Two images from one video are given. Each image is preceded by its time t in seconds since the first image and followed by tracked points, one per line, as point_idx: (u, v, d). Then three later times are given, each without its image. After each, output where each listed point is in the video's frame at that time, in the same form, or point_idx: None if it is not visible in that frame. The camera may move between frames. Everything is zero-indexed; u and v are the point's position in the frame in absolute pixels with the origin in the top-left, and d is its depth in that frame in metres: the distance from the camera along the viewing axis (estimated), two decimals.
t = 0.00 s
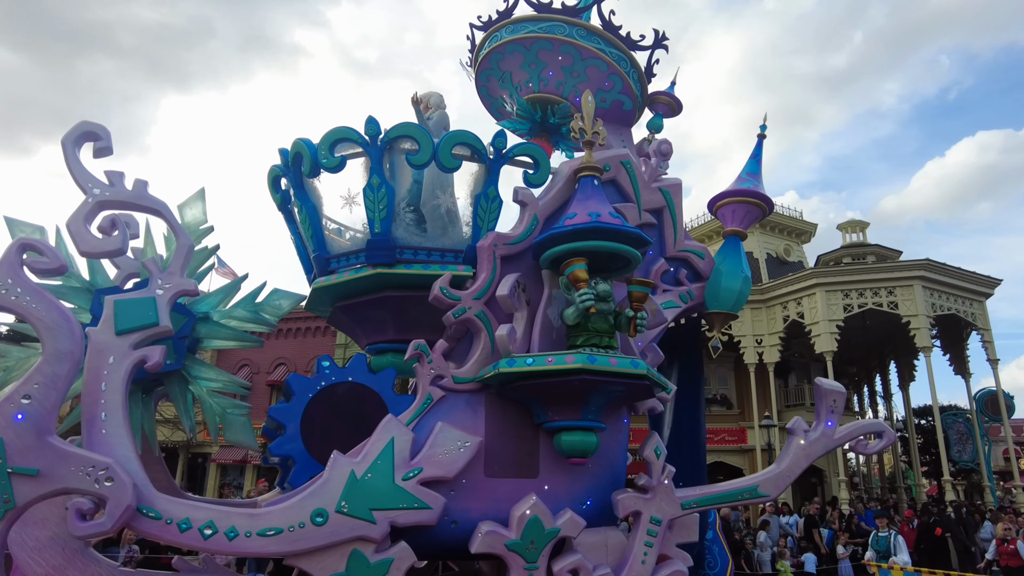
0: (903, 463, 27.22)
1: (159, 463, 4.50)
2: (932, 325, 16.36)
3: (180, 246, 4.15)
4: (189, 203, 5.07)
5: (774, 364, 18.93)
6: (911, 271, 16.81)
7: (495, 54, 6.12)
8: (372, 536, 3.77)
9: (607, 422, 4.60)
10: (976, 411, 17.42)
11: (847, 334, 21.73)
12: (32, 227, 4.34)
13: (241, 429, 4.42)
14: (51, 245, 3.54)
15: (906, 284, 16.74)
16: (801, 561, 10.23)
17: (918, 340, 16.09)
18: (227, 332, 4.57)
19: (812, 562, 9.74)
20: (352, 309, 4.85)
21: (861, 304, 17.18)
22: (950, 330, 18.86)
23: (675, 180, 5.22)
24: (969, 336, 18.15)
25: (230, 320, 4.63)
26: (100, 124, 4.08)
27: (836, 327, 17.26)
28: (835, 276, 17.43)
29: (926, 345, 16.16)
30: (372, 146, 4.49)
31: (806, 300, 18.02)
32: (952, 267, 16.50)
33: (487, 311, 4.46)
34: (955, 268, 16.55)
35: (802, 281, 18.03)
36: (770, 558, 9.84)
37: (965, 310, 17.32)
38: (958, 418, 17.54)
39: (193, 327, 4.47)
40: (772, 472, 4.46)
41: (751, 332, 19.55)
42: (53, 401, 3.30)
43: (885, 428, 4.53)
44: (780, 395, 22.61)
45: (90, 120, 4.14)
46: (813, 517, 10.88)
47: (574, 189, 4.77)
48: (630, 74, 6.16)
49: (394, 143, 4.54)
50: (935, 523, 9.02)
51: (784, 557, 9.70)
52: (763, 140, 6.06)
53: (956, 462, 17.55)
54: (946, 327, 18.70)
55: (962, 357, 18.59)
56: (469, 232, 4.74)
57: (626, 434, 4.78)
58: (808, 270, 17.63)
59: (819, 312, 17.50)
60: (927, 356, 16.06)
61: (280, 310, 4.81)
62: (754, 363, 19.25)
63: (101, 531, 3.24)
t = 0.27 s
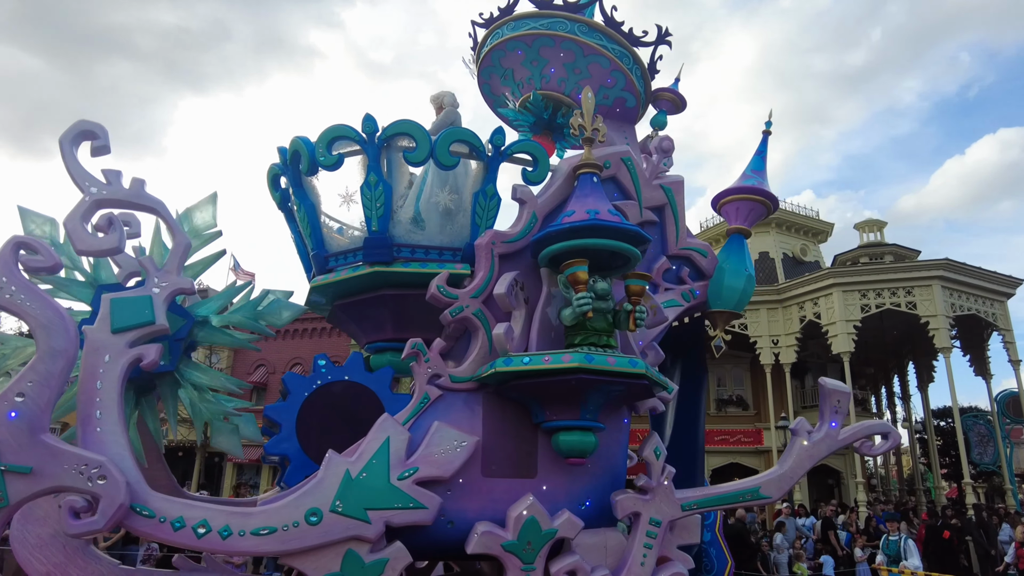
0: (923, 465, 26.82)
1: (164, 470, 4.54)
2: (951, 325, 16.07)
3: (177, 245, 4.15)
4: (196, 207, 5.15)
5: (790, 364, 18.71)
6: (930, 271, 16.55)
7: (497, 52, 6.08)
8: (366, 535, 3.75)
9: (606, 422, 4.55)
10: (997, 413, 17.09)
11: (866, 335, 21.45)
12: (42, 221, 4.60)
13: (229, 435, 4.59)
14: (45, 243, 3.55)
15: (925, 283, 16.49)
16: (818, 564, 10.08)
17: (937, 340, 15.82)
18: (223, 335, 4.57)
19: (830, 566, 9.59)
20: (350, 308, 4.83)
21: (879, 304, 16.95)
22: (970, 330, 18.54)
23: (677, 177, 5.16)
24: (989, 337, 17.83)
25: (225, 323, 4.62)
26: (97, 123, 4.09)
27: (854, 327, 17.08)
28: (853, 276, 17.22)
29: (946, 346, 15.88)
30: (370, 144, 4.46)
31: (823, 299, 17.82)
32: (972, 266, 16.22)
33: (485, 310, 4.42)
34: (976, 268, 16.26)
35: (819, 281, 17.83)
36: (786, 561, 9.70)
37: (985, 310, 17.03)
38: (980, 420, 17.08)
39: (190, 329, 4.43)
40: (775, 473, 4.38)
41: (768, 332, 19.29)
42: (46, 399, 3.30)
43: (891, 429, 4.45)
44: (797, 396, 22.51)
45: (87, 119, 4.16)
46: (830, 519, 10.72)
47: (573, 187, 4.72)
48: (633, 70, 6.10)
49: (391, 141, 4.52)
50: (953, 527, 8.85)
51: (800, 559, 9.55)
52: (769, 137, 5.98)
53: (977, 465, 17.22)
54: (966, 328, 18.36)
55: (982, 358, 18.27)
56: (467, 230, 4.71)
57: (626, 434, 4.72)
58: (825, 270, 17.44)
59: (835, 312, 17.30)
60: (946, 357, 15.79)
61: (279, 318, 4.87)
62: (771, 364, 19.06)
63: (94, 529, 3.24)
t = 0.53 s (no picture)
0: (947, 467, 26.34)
1: (168, 475, 4.56)
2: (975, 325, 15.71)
3: (176, 244, 4.17)
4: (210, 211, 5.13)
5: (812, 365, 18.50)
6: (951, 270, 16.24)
7: (500, 50, 6.06)
8: (363, 535, 3.73)
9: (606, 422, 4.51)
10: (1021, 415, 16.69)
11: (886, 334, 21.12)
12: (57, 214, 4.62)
13: (217, 441, 4.40)
14: (44, 242, 3.57)
15: (947, 283, 16.14)
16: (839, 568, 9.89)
17: (960, 341, 15.49)
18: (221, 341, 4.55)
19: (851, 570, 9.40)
20: (351, 307, 4.82)
21: (899, 304, 16.71)
22: (994, 331, 18.14)
23: (680, 174, 5.09)
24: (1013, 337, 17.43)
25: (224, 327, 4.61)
26: (97, 122, 4.12)
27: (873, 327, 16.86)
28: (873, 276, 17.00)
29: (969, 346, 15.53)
30: (369, 142, 4.45)
31: (844, 300, 17.63)
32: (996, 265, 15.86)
33: (484, 309, 4.39)
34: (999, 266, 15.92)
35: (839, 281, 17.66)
36: (806, 565, 9.52)
37: (1009, 310, 16.66)
38: (1004, 422, 16.51)
39: (190, 332, 4.44)
40: (778, 475, 4.31)
41: (785, 332, 19.12)
42: (43, 397, 3.33)
43: (899, 430, 4.37)
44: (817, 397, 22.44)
45: (88, 119, 4.19)
46: (851, 522, 10.54)
47: (574, 185, 4.68)
48: (637, 67, 6.05)
49: (390, 139, 4.51)
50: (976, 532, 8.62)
51: (820, 562, 9.42)
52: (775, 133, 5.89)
53: (1001, 468, 16.82)
54: (990, 328, 17.97)
55: (1006, 359, 17.88)
56: (468, 229, 4.68)
57: (628, 434, 4.67)
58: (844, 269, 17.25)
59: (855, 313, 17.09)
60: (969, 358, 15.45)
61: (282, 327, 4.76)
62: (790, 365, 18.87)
63: (90, 526, 3.25)
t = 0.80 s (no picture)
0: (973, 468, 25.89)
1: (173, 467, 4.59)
2: (1003, 325, 15.33)
3: (177, 243, 4.19)
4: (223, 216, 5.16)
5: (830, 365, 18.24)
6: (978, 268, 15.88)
7: (505, 47, 6.03)
8: (361, 533, 3.71)
9: (609, 421, 4.46)
10: None
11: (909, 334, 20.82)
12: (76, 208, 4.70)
13: (206, 444, 4.37)
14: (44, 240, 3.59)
15: (973, 283, 15.79)
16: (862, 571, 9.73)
17: (987, 341, 15.12)
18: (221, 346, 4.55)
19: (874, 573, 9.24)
20: (353, 305, 4.81)
21: (923, 304, 16.49)
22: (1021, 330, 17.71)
23: (685, 170, 5.02)
24: None
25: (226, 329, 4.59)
26: (99, 122, 4.16)
27: (897, 327, 16.58)
28: (897, 275, 16.75)
29: (996, 347, 15.16)
30: (369, 140, 4.45)
31: (866, 300, 17.40)
32: None
33: (485, 307, 4.36)
34: None
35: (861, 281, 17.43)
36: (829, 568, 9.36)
37: None
38: None
39: (192, 335, 4.46)
40: (784, 475, 4.23)
41: (808, 333, 18.84)
42: (43, 394, 3.36)
43: (908, 431, 4.28)
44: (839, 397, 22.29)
45: (90, 119, 4.23)
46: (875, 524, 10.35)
47: (576, 181, 4.64)
48: (643, 63, 5.99)
49: (391, 137, 4.50)
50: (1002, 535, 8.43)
51: (843, 564, 9.28)
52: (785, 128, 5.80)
53: None
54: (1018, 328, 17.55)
55: None
56: (469, 227, 4.65)
57: (631, 434, 4.62)
58: (866, 268, 17.02)
59: (878, 313, 16.84)
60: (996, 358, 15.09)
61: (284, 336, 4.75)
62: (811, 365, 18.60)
63: (88, 523, 3.27)
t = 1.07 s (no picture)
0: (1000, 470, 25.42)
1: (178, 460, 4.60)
2: None
3: (180, 240, 4.21)
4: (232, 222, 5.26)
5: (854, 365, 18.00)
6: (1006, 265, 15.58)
7: (510, 43, 5.99)
8: (360, 530, 3.69)
9: (611, 419, 4.41)
10: None
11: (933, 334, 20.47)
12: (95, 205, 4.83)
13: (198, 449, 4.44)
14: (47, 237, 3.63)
15: (1001, 280, 15.52)
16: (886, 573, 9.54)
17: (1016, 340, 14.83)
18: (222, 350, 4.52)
19: None
20: (356, 302, 4.80)
21: (949, 303, 16.13)
22: None
23: (690, 165, 4.95)
24: None
25: (227, 334, 4.57)
26: (103, 121, 4.19)
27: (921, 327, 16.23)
28: (921, 273, 16.46)
29: None
30: (371, 137, 4.44)
31: (889, 299, 17.04)
32: None
33: (486, 303, 4.33)
34: None
35: (884, 279, 17.15)
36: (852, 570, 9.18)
37: None
38: None
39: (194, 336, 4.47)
40: (791, 474, 4.15)
41: (830, 332, 18.57)
42: (44, 390, 3.38)
43: (919, 430, 4.20)
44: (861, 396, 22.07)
45: (95, 118, 4.27)
46: (899, 526, 10.15)
47: (579, 177, 4.59)
48: (650, 57, 5.93)
49: (392, 134, 4.48)
50: None
51: (868, 565, 9.14)
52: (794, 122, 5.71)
53: None
54: None
55: None
56: (471, 223, 4.62)
57: (636, 433, 4.56)
58: (889, 266, 16.77)
59: (901, 311, 16.55)
60: None
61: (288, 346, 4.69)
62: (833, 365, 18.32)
63: (88, 518, 3.28)
